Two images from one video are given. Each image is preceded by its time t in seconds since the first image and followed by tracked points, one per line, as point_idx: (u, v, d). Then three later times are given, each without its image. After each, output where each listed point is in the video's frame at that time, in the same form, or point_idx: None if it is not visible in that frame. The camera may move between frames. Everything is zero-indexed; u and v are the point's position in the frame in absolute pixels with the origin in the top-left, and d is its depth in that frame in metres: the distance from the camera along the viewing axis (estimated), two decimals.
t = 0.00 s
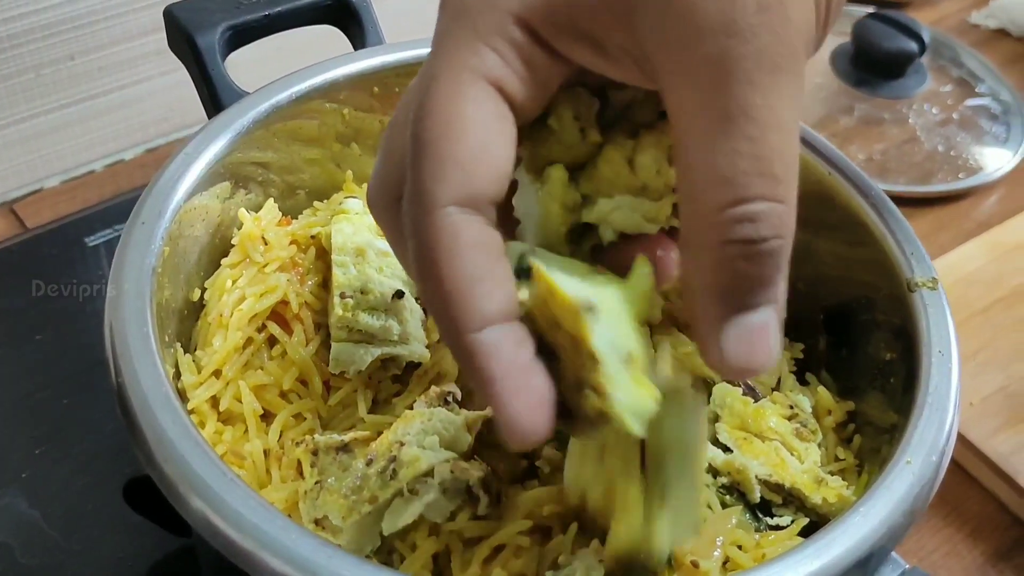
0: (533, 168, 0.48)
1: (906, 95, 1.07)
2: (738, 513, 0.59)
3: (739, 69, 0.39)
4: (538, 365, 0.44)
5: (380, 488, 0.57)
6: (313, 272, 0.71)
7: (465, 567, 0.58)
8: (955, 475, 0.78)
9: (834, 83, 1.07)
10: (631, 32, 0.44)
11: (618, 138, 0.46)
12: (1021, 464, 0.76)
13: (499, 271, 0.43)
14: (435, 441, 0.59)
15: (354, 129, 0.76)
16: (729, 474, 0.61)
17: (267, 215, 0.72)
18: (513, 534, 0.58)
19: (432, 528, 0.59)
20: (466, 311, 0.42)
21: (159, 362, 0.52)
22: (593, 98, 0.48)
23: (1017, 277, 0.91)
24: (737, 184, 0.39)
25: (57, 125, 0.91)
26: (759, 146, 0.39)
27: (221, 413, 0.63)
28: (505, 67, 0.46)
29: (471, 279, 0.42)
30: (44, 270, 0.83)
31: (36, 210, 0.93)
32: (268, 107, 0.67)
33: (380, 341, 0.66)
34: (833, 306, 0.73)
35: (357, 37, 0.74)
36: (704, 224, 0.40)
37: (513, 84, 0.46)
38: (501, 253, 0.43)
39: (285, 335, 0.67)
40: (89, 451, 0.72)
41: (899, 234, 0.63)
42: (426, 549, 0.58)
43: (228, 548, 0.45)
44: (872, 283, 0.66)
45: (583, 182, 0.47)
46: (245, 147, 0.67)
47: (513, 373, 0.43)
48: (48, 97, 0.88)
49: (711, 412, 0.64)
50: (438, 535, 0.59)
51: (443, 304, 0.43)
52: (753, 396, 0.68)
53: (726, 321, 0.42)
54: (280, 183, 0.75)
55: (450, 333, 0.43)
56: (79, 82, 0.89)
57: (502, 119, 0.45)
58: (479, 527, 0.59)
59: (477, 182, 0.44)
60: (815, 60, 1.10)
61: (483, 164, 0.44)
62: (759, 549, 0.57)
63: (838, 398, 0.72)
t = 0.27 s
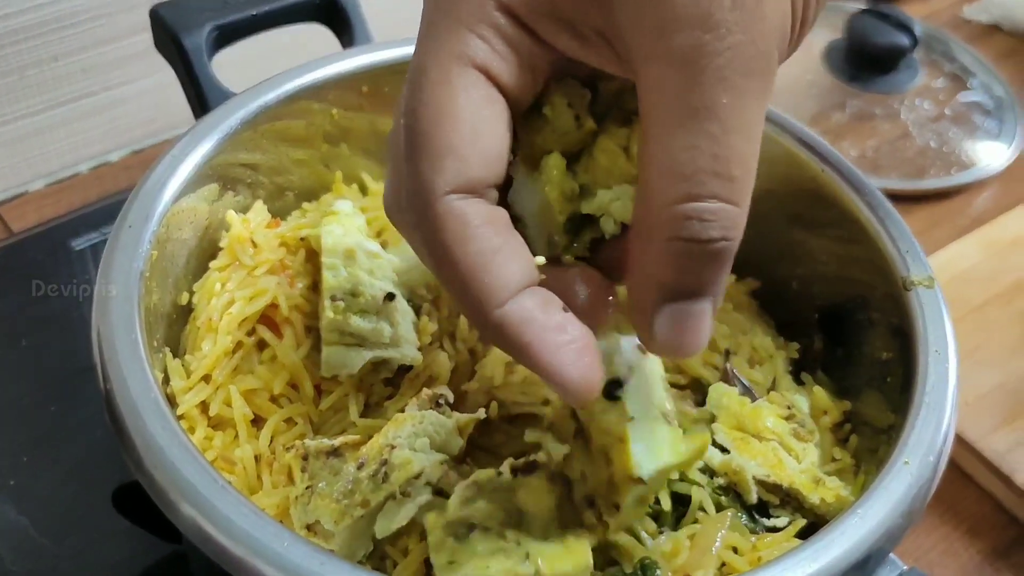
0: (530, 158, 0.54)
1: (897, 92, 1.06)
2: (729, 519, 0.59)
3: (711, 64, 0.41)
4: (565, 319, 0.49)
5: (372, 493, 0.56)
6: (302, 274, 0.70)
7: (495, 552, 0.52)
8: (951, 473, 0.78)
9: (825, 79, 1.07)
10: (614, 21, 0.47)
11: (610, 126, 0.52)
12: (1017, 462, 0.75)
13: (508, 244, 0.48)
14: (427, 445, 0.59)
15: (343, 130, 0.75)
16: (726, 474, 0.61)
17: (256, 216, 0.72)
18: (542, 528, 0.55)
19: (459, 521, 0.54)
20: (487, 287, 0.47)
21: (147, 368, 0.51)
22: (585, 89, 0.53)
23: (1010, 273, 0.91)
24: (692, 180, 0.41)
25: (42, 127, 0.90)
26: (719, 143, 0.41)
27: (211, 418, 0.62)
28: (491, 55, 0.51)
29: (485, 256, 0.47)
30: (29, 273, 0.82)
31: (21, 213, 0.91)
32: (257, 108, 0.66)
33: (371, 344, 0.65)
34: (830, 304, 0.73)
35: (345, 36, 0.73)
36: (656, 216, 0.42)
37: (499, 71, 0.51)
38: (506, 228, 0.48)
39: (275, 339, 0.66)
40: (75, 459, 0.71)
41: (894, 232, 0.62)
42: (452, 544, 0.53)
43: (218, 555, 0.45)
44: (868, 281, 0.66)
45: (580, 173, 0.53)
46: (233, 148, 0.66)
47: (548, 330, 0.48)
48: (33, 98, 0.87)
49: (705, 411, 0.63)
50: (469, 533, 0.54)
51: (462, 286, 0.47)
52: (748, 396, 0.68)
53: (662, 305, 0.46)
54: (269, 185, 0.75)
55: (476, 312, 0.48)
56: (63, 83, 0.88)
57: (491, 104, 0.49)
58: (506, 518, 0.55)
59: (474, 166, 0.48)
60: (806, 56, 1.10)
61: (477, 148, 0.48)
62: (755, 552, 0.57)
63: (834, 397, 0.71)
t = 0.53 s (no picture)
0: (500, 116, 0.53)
1: (884, 92, 1.07)
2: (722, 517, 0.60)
3: None
4: (507, 268, 0.46)
5: (367, 496, 0.57)
6: (296, 279, 0.70)
7: (503, 554, 0.53)
8: (939, 470, 0.79)
9: (812, 78, 1.08)
10: None
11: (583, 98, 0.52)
12: (1004, 458, 0.76)
13: (462, 189, 0.45)
14: (421, 447, 0.59)
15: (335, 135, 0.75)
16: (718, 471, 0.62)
17: (249, 223, 0.72)
18: (545, 524, 0.55)
19: (464, 522, 0.55)
20: (434, 224, 0.44)
21: (142, 374, 0.51)
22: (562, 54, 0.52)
23: (996, 271, 0.92)
24: (620, 115, 0.38)
25: (33, 132, 0.90)
26: (654, 78, 0.37)
27: (206, 422, 0.62)
28: None
29: (436, 196, 0.44)
30: (21, 278, 0.82)
31: (13, 218, 0.91)
32: (249, 114, 0.66)
33: (365, 348, 0.66)
34: (821, 304, 0.73)
35: (336, 42, 0.73)
36: (580, 140, 0.39)
37: (464, 12, 0.47)
38: (461, 173, 0.46)
39: (269, 343, 0.67)
40: (70, 463, 0.71)
41: (882, 233, 0.63)
42: (461, 540, 0.54)
43: (215, 560, 0.45)
44: (856, 280, 0.67)
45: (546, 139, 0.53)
46: (226, 154, 0.66)
47: (487, 276, 0.45)
48: (24, 103, 0.87)
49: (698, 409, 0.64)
50: (478, 532, 0.54)
51: (405, 219, 0.45)
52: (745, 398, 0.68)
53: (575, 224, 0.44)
54: (262, 189, 0.75)
55: (418, 246, 0.45)
56: (55, 88, 0.88)
57: (458, 50, 0.46)
58: (509, 519, 0.55)
59: (435, 109, 0.45)
60: (794, 58, 1.11)
61: (440, 92, 0.45)
62: (747, 551, 0.57)
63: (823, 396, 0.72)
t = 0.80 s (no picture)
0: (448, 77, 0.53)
1: (870, 90, 1.08)
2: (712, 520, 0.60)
3: None
4: (428, 150, 0.50)
5: (358, 503, 0.57)
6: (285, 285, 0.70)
7: (490, 567, 0.53)
8: (929, 466, 0.79)
9: (799, 76, 1.09)
10: None
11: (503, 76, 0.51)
12: (992, 454, 0.77)
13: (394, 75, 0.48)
14: (412, 452, 0.59)
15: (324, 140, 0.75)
16: (709, 472, 0.62)
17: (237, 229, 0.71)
18: (535, 532, 0.56)
19: (450, 535, 0.54)
20: (369, 109, 0.47)
21: (132, 383, 0.51)
22: None
23: (982, 269, 0.93)
24: None
25: (19, 137, 0.89)
26: None
27: (197, 430, 0.62)
28: None
29: (373, 85, 0.47)
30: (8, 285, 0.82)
31: None
32: (236, 121, 0.66)
33: (355, 354, 0.65)
34: (809, 305, 0.73)
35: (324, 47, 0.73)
36: None
37: None
38: (393, 60, 0.48)
39: (259, 350, 0.68)
40: (61, 471, 0.70)
41: (871, 235, 0.63)
42: (448, 554, 0.53)
43: (208, 570, 0.45)
44: (844, 280, 0.67)
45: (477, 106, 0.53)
46: (215, 160, 0.66)
47: (413, 160, 0.49)
48: (9, 108, 0.87)
49: (688, 408, 0.64)
50: (465, 545, 0.54)
51: (343, 108, 0.47)
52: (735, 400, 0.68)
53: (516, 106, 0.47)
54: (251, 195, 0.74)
55: (349, 127, 0.47)
56: (40, 93, 0.88)
57: None
58: (496, 528, 0.55)
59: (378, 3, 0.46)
60: (780, 57, 1.11)
61: None
62: (738, 553, 0.58)
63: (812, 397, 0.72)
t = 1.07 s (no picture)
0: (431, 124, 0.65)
1: (860, 88, 1.08)
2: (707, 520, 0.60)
3: None
4: (386, 120, 0.61)
5: (352, 506, 0.56)
6: (277, 288, 0.71)
7: (485, 570, 0.53)
8: (921, 463, 0.80)
9: (789, 75, 1.09)
10: None
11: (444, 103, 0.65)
12: (984, 450, 0.77)
13: (360, 47, 0.60)
14: (406, 455, 0.59)
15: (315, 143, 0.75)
16: (702, 471, 0.62)
17: (229, 232, 0.70)
18: (529, 534, 0.56)
19: (445, 538, 0.54)
20: (335, 71, 0.58)
21: (125, 388, 0.51)
22: None
23: (972, 265, 0.94)
24: None
25: (8, 140, 0.89)
26: None
27: (189, 434, 0.62)
28: None
29: (339, 50, 0.58)
30: None
31: None
32: (227, 124, 0.66)
33: (348, 357, 0.66)
34: (802, 304, 0.74)
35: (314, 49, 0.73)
36: None
37: None
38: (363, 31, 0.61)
39: (252, 353, 0.68)
40: (54, 476, 0.70)
41: (862, 234, 0.63)
42: (443, 556, 0.53)
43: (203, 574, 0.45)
44: (836, 279, 0.67)
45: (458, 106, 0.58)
46: (205, 163, 0.66)
47: (367, 124, 0.59)
48: None
49: (680, 412, 0.65)
50: (460, 547, 0.54)
51: (309, 80, 0.59)
52: (727, 399, 0.69)
53: (485, 88, 0.54)
54: (243, 199, 0.74)
55: (315, 96, 0.59)
56: (30, 96, 0.87)
57: None
58: (491, 531, 0.55)
59: None
60: (769, 56, 1.11)
61: None
62: (732, 553, 0.58)
63: (805, 396, 0.73)
